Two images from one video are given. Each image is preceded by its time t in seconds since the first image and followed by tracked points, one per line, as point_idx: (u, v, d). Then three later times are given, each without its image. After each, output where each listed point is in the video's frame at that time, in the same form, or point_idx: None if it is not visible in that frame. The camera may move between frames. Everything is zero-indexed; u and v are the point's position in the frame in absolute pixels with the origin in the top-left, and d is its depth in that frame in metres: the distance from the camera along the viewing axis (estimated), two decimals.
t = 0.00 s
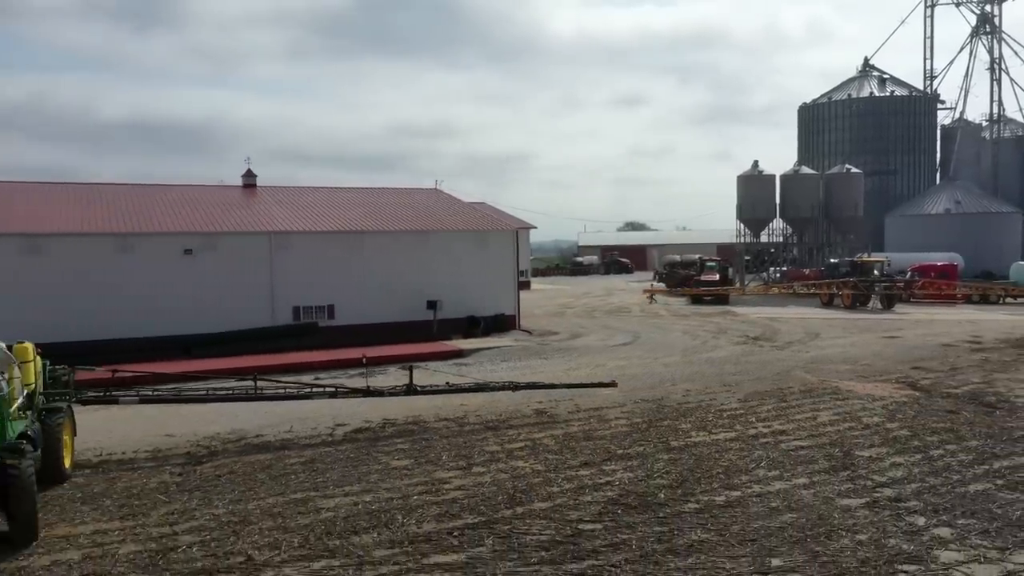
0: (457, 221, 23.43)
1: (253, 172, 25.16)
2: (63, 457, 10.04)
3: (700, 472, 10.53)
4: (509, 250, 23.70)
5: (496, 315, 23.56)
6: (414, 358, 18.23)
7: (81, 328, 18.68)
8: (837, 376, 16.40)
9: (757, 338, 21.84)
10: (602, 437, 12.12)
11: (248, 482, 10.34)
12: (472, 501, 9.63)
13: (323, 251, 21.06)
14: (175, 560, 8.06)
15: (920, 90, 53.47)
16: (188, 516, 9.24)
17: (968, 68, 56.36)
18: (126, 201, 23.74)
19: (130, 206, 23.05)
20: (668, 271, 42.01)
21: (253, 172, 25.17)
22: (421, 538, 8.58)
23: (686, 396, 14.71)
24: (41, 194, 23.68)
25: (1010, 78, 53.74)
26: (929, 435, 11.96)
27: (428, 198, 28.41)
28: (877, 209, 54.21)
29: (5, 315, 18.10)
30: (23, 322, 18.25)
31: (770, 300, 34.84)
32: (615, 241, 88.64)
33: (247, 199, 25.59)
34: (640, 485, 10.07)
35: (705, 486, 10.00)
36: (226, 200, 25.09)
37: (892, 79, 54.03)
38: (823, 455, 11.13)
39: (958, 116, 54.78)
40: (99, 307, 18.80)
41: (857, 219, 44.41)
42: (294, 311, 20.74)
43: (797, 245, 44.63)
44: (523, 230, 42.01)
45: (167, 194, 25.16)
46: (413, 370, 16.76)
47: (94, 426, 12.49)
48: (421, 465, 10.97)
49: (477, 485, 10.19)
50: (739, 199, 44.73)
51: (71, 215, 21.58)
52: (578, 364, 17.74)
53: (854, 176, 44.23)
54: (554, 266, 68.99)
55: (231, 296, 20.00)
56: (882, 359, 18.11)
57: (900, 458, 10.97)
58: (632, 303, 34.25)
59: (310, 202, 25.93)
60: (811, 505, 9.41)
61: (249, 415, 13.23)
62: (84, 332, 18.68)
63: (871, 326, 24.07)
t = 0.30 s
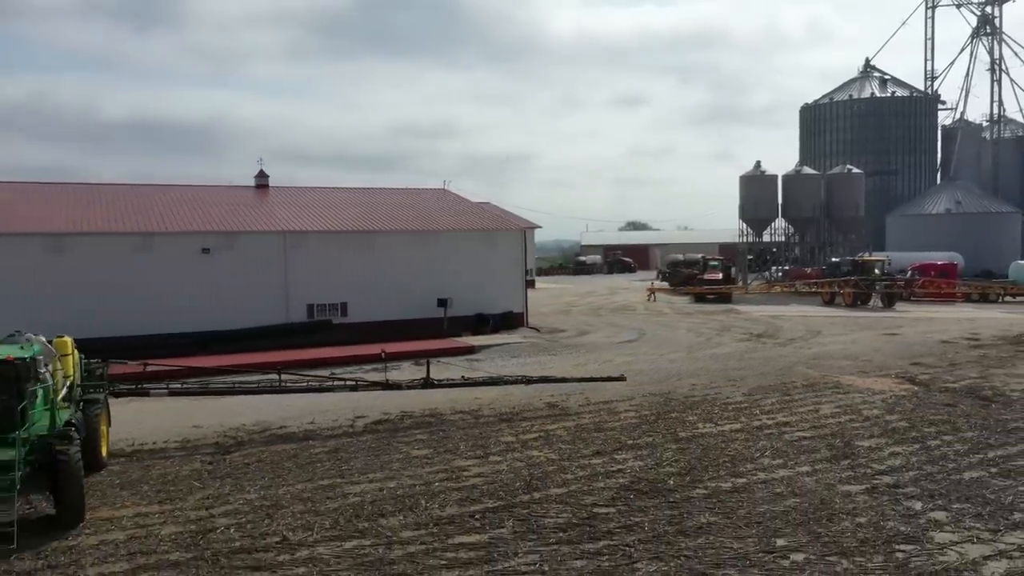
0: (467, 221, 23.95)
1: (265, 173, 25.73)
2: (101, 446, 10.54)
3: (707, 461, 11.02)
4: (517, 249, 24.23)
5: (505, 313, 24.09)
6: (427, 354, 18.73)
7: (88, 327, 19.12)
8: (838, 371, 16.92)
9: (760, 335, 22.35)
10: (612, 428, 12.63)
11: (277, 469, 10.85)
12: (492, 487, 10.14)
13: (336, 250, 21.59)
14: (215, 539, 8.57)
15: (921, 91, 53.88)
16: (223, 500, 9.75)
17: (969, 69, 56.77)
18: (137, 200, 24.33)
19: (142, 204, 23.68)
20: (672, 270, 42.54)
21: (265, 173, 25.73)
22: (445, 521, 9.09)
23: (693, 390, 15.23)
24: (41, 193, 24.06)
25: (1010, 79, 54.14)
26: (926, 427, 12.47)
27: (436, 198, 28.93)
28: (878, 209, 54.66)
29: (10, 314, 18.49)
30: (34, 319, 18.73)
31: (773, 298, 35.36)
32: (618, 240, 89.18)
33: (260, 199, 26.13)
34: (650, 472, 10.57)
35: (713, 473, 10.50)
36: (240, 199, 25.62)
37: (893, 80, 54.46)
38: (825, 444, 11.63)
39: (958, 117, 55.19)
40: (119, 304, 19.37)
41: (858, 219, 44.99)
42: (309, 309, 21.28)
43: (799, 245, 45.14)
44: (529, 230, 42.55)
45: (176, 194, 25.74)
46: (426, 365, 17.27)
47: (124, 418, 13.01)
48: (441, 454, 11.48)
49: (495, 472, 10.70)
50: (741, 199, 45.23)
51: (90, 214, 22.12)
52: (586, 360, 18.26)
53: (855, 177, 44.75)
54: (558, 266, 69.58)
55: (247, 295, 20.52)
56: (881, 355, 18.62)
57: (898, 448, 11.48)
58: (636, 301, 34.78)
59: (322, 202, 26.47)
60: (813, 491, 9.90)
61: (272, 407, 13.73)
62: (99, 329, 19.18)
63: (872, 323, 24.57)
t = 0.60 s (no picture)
0: (476, 220, 24.58)
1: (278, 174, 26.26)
2: (137, 436, 11.02)
3: (717, 450, 11.49)
4: (524, 247, 24.86)
5: (513, 310, 24.73)
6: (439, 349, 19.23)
7: (114, 322, 20.01)
8: (841, 367, 17.37)
9: (765, 332, 22.81)
10: (623, 420, 13.10)
11: (304, 459, 11.32)
12: (511, 475, 10.62)
13: (349, 249, 22.37)
14: (251, 522, 9.05)
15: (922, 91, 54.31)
16: (255, 487, 10.22)
17: (970, 70, 57.16)
18: (139, 199, 24.52)
19: (143, 202, 23.90)
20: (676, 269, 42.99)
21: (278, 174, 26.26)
22: (468, 506, 9.57)
23: (701, 384, 15.69)
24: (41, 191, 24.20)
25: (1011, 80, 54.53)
26: (927, 419, 12.93)
27: (444, 197, 29.50)
28: (880, 208, 55.08)
29: (35, 310, 19.36)
30: (61, 315, 19.62)
31: (775, 296, 35.82)
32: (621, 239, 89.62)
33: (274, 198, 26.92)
34: (662, 461, 11.04)
35: (722, 462, 10.96)
36: (254, 199, 26.37)
37: (895, 81, 54.88)
38: (829, 436, 12.09)
39: (959, 117, 55.60)
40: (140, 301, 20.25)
41: (860, 218, 45.50)
42: (322, 306, 22.09)
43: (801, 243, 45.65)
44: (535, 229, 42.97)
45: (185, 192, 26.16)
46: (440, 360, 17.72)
47: (154, 411, 13.50)
48: (460, 444, 11.95)
49: (513, 461, 11.19)
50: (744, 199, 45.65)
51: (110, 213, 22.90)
52: (595, 356, 18.72)
53: (857, 176, 45.20)
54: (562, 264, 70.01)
55: (262, 292, 21.40)
56: (883, 351, 19.08)
57: (900, 439, 11.93)
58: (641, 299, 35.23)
59: (334, 201, 27.22)
60: (819, 479, 10.36)
61: (295, 400, 14.22)
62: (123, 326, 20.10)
63: (874, 321, 25.02)
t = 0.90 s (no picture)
0: (486, 220, 25.04)
1: (290, 174, 26.80)
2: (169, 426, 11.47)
3: (726, 441, 11.92)
4: (534, 248, 25.38)
5: (522, 308, 25.21)
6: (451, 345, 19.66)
7: (134, 319, 20.52)
8: (845, 362, 17.83)
9: (770, 329, 23.27)
10: (635, 413, 13.54)
11: (328, 449, 11.75)
12: (529, 464, 11.05)
13: (362, 248, 22.83)
14: (284, 507, 9.50)
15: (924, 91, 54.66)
16: (284, 475, 10.66)
17: (972, 70, 57.53)
18: (149, 199, 24.96)
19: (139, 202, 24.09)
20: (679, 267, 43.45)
21: (290, 174, 26.80)
22: (490, 492, 10.01)
23: (709, 379, 16.13)
24: (51, 191, 24.58)
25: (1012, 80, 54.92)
26: (928, 412, 13.37)
27: (453, 196, 29.94)
28: (882, 208, 55.51)
29: (57, 307, 19.87)
30: (82, 312, 20.12)
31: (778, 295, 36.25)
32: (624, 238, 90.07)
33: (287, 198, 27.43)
34: (674, 451, 11.47)
35: (732, 452, 11.39)
36: (267, 198, 26.88)
37: (897, 81, 55.26)
38: (834, 428, 12.52)
39: (961, 117, 56.01)
40: (158, 299, 20.74)
41: (862, 217, 45.93)
42: (336, 304, 22.58)
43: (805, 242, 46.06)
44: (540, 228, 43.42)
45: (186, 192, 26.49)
46: (453, 355, 18.15)
47: (180, 403, 13.95)
48: (478, 435, 12.39)
49: (531, 451, 11.63)
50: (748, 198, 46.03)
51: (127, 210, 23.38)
52: (604, 352, 19.17)
53: (861, 177, 45.69)
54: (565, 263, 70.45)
55: (277, 290, 21.88)
56: (886, 348, 19.52)
57: (903, 430, 12.37)
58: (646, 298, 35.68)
59: (345, 201, 27.69)
60: (825, 468, 10.78)
61: (316, 393, 14.65)
62: (142, 322, 20.59)
63: (877, 319, 25.45)
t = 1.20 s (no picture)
0: (494, 219, 25.44)
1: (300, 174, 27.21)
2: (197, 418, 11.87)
3: (734, 434, 12.31)
4: (542, 247, 25.78)
5: (530, 306, 25.62)
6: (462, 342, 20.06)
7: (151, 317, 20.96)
8: (849, 359, 18.22)
9: (774, 326, 23.65)
10: (645, 407, 13.94)
11: (350, 441, 12.14)
12: (545, 455, 11.45)
13: (372, 247, 23.24)
14: (311, 495, 9.89)
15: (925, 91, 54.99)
16: (309, 465, 11.05)
17: (973, 71, 57.85)
18: (163, 198, 25.40)
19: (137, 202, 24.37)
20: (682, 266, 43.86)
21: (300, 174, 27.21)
22: (509, 481, 10.41)
23: (716, 375, 16.53)
24: (66, 191, 25.03)
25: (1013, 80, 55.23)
26: (930, 406, 13.77)
27: (461, 196, 30.34)
28: (883, 207, 55.94)
29: (76, 305, 20.31)
30: (101, 309, 20.57)
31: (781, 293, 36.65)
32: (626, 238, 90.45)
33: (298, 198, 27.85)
34: (684, 443, 11.87)
35: (740, 444, 11.78)
36: (278, 198, 27.31)
37: (898, 81, 55.60)
38: (839, 421, 12.91)
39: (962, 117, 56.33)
40: (174, 296, 21.18)
41: (864, 216, 46.34)
42: (348, 302, 23.00)
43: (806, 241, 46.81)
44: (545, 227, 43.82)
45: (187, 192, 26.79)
46: (464, 352, 18.54)
47: (203, 397, 14.35)
48: (494, 428, 12.78)
49: (545, 443, 12.03)
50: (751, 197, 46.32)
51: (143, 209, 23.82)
52: (612, 349, 19.57)
53: (863, 177, 46.08)
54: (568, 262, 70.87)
55: (290, 288, 22.31)
56: (889, 345, 19.92)
57: (905, 423, 12.76)
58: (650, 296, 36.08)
59: (355, 200, 28.12)
60: (831, 459, 11.17)
61: (333, 388, 15.05)
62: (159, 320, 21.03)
63: (879, 317, 25.84)
